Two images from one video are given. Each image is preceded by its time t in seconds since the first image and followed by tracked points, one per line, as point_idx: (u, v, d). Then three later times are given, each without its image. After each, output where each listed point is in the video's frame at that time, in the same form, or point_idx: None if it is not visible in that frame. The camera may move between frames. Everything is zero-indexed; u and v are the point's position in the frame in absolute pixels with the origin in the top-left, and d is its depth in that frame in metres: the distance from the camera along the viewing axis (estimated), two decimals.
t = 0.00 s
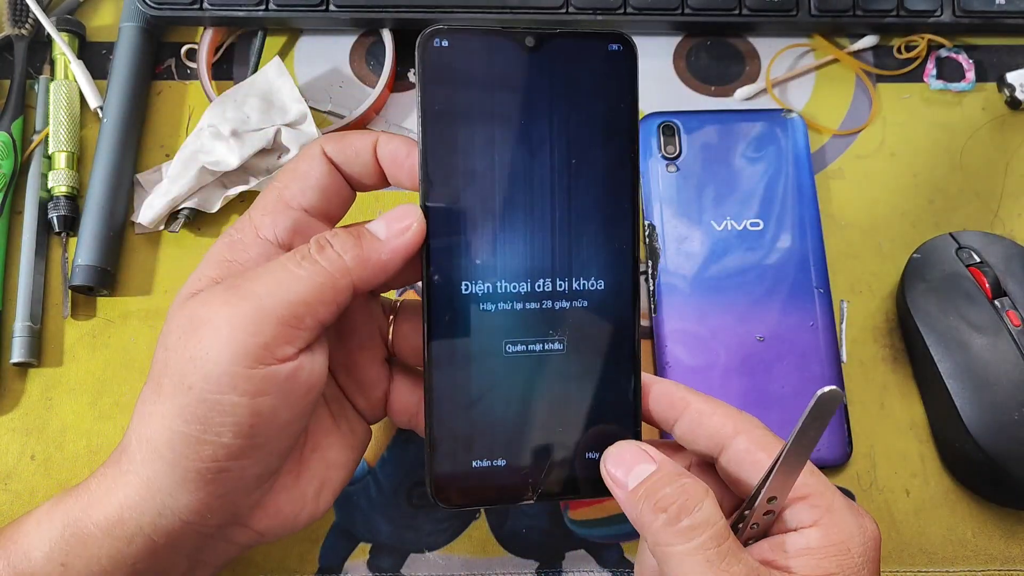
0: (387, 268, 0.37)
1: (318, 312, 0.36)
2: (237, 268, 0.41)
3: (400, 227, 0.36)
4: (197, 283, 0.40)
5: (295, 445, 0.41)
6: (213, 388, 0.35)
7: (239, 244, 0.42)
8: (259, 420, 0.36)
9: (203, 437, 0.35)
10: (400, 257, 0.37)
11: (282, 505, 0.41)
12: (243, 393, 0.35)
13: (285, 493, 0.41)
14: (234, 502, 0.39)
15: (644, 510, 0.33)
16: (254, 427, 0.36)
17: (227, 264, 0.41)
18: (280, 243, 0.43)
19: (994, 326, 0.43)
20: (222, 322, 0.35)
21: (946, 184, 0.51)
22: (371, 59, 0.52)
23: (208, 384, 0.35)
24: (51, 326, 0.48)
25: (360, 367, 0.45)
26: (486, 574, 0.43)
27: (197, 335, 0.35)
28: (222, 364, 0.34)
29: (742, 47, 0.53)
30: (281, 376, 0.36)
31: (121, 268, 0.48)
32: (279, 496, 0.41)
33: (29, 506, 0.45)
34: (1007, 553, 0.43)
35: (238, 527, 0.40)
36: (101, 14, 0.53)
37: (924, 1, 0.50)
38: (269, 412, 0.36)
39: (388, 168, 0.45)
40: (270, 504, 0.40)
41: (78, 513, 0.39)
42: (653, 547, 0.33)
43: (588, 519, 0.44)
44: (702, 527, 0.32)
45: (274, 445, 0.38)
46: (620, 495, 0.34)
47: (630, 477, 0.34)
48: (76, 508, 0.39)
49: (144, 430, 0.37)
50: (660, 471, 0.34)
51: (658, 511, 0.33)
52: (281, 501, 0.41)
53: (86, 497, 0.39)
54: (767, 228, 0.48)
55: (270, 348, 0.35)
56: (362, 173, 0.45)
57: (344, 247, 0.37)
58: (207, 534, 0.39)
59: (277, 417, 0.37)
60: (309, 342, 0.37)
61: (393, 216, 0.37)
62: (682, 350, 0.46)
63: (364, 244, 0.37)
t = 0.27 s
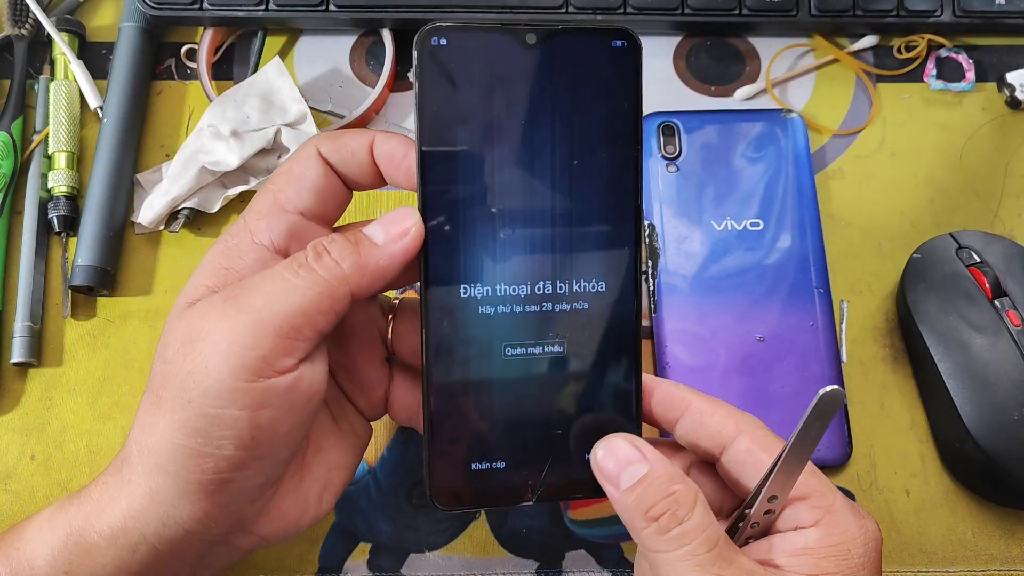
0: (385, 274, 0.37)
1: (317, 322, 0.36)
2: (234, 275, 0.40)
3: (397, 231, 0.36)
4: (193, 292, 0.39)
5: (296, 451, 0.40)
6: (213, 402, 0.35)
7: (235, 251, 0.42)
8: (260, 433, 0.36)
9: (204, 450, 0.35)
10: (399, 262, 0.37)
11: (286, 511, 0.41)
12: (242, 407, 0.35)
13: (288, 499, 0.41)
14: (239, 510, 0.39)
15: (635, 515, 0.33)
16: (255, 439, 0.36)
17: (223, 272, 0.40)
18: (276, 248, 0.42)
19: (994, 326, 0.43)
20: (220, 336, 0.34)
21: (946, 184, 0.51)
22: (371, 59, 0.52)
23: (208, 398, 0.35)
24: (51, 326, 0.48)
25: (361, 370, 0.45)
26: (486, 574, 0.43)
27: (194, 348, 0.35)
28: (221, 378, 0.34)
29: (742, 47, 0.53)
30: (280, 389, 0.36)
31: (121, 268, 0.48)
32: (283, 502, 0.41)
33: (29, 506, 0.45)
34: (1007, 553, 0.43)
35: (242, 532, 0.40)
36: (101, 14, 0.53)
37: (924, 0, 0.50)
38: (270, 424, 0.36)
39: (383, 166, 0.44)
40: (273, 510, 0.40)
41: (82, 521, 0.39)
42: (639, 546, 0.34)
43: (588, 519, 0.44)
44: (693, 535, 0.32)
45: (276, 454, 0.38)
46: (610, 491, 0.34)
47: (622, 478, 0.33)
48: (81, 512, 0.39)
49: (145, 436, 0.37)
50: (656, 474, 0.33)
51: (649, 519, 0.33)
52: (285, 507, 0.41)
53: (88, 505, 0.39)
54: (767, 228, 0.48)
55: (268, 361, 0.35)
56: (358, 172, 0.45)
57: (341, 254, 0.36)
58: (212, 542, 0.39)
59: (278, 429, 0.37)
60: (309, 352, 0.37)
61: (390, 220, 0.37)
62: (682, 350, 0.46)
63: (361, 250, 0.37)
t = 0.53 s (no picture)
0: (391, 278, 0.37)
1: (321, 326, 0.36)
2: (240, 279, 0.40)
3: (403, 235, 0.36)
4: (199, 294, 0.40)
5: (301, 454, 0.40)
6: (218, 405, 0.35)
7: (241, 255, 0.41)
8: (265, 437, 0.36)
9: (209, 452, 0.35)
10: (404, 267, 0.36)
11: (290, 512, 0.41)
12: (247, 410, 0.35)
13: (292, 501, 0.41)
14: (242, 512, 0.38)
15: (643, 516, 0.33)
16: (259, 443, 0.36)
17: (228, 275, 0.40)
18: (282, 251, 0.42)
19: (994, 326, 0.43)
20: (225, 338, 0.34)
21: (946, 183, 0.51)
22: (371, 60, 0.52)
23: (213, 401, 0.35)
24: (51, 326, 0.48)
25: (364, 372, 0.45)
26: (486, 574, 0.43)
27: (201, 350, 0.35)
28: (226, 381, 0.34)
29: (742, 47, 0.53)
30: (285, 392, 0.36)
31: (121, 268, 0.48)
32: (287, 504, 0.41)
33: (30, 506, 0.45)
34: (1007, 553, 0.43)
35: (246, 535, 0.40)
36: (101, 14, 0.53)
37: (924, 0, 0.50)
38: (273, 429, 0.36)
39: (392, 171, 0.44)
40: (277, 513, 0.40)
41: (85, 523, 0.39)
42: (647, 552, 0.33)
43: (588, 519, 0.44)
44: (702, 534, 0.32)
45: (281, 458, 0.38)
46: (616, 494, 0.34)
47: (630, 480, 0.34)
48: (84, 514, 0.39)
49: (148, 439, 0.37)
50: (663, 474, 0.34)
51: (657, 518, 0.32)
52: (289, 508, 0.41)
53: (93, 507, 0.39)
54: (767, 228, 0.48)
55: (273, 364, 0.35)
56: (364, 176, 0.45)
57: (347, 258, 0.36)
58: (215, 545, 0.39)
59: (283, 433, 0.37)
60: (313, 355, 0.37)
61: (396, 224, 0.36)
62: (682, 350, 0.46)
63: (367, 254, 0.36)
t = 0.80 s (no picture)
0: (385, 282, 0.37)
1: (314, 331, 0.36)
2: (233, 283, 0.40)
3: (397, 238, 0.36)
4: (192, 300, 0.40)
5: (300, 456, 0.40)
6: (210, 413, 0.35)
7: (235, 257, 0.41)
8: (260, 442, 0.36)
9: (204, 459, 0.35)
10: (399, 270, 0.36)
11: (289, 515, 0.41)
12: (241, 417, 0.35)
13: (292, 501, 0.41)
14: (239, 517, 0.38)
15: (624, 529, 0.34)
16: (254, 449, 0.36)
17: (223, 278, 0.40)
18: (276, 254, 0.42)
19: (994, 326, 0.43)
20: (219, 344, 0.34)
21: (946, 183, 0.51)
22: (371, 59, 0.52)
23: (205, 408, 0.35)
24: (51, 326, 0.48)
25: (364, 370, 0.45)
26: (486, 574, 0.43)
27: (193, 357, 0.35)
28: (217, 390, 0.34)
29: (742, 47, 0.53)
30: (279, 398, 0.36)
31: (121, 268, 0.48)
32: (286, 507, 0.41)
33: (30, 506, 0.45)
34: (1007, 553, 0.43)
35: (247, 538, 0.40)
36: (101, 14, 0.53)
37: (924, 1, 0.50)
38: (268, 435, 0.36)
39: (389, 170, 0.44)
40: (277, 515, 0.40)
41: (86, 525, 0.39)
42: (631, 563, 0.35)
43: (588, 519, 0.44)
44: (680, 546, 0.33)
45: (277, 462, 0.38)
46: (601, 508, 0.35)
47: (610, 492, 0.35)
48: (84, 515, 0.39)
49: (145, 441, 0.37)
50: (642, 487, 0.34)
51: (636, 534, 0.34)
52: (288, 511, 0.41)
53: (93, 508, 0.39)
54: (767, 228, 0.48)
55: (266, 370, 0.35)
56: (360, 176, 0.44)
57: (341, 263, 0.36)
58: (216, 548, 0.39)
59: (278, 438, 0.37)
60: (307, 361, 0.37)
61: (391, 226, 0.36)
62: (682, 350, 0.46)
63: (361, 257, 0.37)
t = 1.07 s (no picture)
0: (383, 283, 0.37)
1: (311, 333, 0.36)
2: (231, 283, 0.40)
3: (395, 239, 0.36)
4: (190, 301, 0.40)
5: (300, 457, 0.40)
6: (207, 416, 0.35)
7: (232, 258, 0.41)
8: (257, 445, 0.36)
9: (202, 462, 0.35)
10: (397, 271, 0.36)
11: (289, 516, 0.41)
12: (239, 419, 0.35)
13: (293, 501, 0.41)
14: (240, 517, 0.38)
15: (621, 538, 0.34)
16: (252, 451, 0.36)
17: (219, 281, 0.40)
18: (274, 254, 0.42)
19: (994, 326, 0.43)
20: (215, 346, 0.34)
21: (946, 183, 0.51)
22: (371, 59, 0.52)
23: (203, 411, 0.35)
24: (51, 326, 0.48)
25: (363, 369, 0.45)
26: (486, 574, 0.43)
27: (189, 361, 0.35)
28: (213, 393, 0.34)
29: (742, 47, 0.53)
30: (275, 401, 0.35)
31: (121, 269, 0.48)
32: (285, 508, 0.40)
33: (30, 506, 0.45)
34: (1007, 554, 0.43)
35: (247, 539, 0.40)
36: (101, 14, 0.53)
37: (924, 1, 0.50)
38: (265, 438, 0.36)
39: (386, 170, 0.44)
40: (277, 516, 0.40)
41: (86, 527, 0.39)
42: (630, 571, 0.35)
43: (587, 519, 0.44)
44: (676, 556, 0.33)
45: (276, 465, 0.38)
46: (598, 515, 0.35)
47: (606, 501, 0.34)
48: (84, 515, 0.40)
49: (144, 443, 0.37)
50: (638, 496, 0.34)
51: (632, 543, 0.34)
52: (288, 512, 0.41)
53: (94, 507, 0.39)
54: (767, 228, 0.48)
55: (263, 373, 0.35)
56: (357, 176, 0.44)
57: (338, 264, 0.36)
58: (216, 550, 0.39)
59: (276, 441, 0.37)
60: (305, 364, 0.37)
61: (388, 228, 0.36)
62: (682, 350, 0.46)
63: (359, 258, 0.37)
